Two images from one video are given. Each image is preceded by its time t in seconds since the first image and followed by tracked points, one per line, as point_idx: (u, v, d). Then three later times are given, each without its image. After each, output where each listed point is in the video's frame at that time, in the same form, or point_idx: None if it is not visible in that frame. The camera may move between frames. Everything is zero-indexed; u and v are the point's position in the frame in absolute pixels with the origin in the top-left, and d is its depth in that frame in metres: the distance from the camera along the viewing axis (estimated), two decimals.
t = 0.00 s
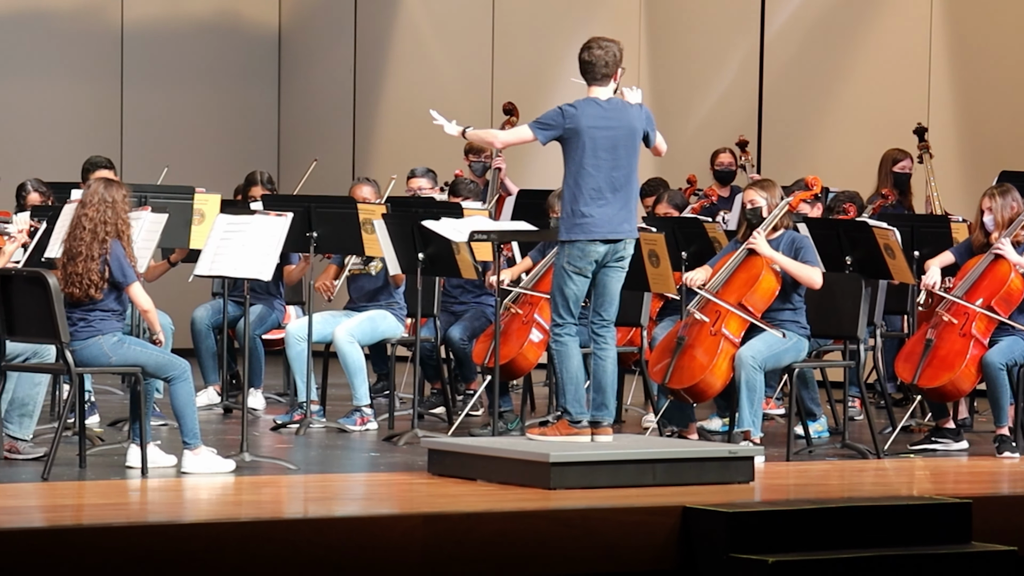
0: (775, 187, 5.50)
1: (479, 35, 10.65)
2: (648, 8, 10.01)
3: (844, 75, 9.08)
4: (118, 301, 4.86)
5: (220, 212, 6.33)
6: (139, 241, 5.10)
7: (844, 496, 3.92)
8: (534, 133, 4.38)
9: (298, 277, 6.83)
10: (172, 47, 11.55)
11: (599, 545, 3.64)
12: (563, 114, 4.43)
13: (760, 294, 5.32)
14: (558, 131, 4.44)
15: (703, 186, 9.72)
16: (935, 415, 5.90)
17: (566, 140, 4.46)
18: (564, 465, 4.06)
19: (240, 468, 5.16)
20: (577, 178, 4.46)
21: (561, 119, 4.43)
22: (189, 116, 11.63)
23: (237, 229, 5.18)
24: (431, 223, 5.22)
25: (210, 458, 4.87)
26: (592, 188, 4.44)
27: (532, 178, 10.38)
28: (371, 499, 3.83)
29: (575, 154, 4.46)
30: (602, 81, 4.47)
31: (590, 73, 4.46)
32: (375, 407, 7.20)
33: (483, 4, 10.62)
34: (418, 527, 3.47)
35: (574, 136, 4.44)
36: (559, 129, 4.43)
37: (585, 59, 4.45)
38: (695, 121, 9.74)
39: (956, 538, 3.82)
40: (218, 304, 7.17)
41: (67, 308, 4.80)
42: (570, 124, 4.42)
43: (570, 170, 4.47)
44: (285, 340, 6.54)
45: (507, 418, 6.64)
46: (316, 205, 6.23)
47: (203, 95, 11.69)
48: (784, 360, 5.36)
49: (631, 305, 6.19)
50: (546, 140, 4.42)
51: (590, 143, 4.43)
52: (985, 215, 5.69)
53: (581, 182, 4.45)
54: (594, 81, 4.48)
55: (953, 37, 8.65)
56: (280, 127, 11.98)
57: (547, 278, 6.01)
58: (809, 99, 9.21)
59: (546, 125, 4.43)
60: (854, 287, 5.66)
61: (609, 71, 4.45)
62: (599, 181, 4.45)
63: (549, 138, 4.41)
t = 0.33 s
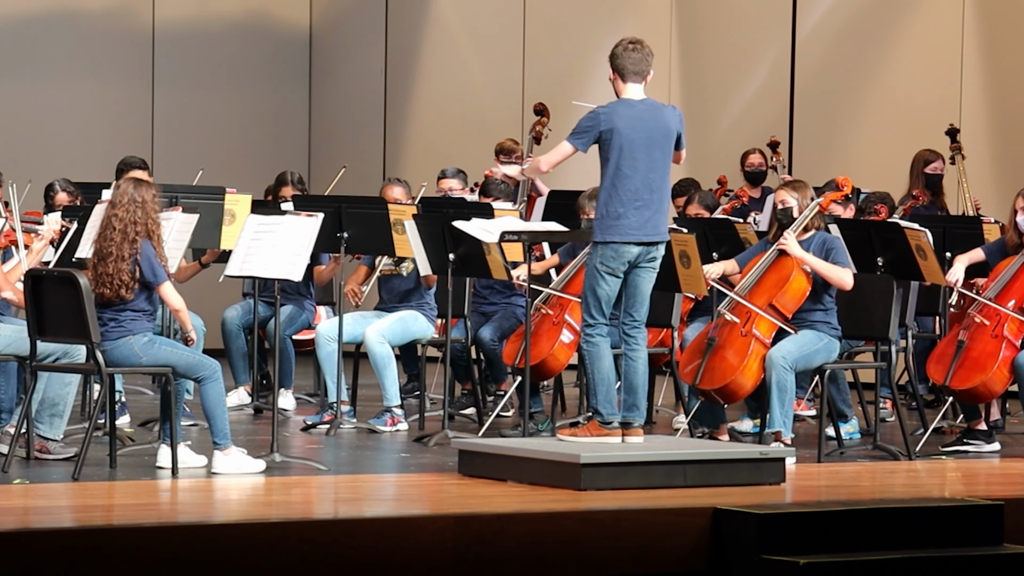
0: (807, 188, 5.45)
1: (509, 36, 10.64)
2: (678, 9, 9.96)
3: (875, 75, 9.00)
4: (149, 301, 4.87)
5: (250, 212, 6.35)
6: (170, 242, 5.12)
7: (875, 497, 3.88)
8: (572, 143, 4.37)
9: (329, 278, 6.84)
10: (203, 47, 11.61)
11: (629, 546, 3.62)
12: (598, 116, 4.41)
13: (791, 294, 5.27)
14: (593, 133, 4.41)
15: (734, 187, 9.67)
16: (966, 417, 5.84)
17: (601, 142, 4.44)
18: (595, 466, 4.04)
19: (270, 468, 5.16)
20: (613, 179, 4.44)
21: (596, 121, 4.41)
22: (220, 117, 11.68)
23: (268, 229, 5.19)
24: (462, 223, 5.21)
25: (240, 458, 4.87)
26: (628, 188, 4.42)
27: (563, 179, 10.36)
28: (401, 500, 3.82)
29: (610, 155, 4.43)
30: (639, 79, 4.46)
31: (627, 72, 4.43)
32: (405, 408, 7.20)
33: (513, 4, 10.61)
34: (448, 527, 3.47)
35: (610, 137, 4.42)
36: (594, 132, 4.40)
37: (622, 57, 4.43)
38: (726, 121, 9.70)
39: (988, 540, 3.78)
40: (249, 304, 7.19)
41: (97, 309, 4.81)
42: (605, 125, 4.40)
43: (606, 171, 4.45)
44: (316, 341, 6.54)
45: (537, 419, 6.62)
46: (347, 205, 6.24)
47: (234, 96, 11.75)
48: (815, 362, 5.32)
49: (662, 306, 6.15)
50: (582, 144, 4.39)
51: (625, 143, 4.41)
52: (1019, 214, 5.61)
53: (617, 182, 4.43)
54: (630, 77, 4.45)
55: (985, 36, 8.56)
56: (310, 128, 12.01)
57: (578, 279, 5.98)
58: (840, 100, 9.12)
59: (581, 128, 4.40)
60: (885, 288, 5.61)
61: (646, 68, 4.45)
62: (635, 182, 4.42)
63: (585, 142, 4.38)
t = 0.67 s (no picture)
0: (837, 188, 5.42)
1: (538, 36, 10.62)
2: (709, 9, 9.91)
3: (906, 75, 8.91)
4: (177, 301, 4.88)
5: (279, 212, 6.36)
6: (199, 242, 5.13)
7: (905, 499, 3.84)
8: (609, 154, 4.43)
9: (358, 278, 6.87)
10: (233, 47, 11.66)
11: (659, 548, 3.60)
12: (620, 122, 4.44)
13: (821, 295, 5.21)
14: (618, 139, 4.44)
15: (764, 187, 9.62)
16: (998, 419, 5.79)
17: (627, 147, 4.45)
18: (624, 468, 4.02)
19: (299, 468, 5.16)
20: (640, 181, 4.43)
21: (619, 126, 4.44)
22: (250, 118, 11.73)
23: (296, 230, 5.18)
24: (491, 224, 5.19)
25: (269, 458, 4.87)
26: (655, 188, 4.40)
27: (592, 179, 10.34)
28: (430, 500, 3.82)
29: (636, 158, 4.43)
30: (666, 82, 4.44)
31: (655, 76, 4.41)
32: (434, 408, 7.19)
33: (542, 4, 10.60)
34: (477, 528, 3.45)
35: (633, 141, 4.42)
36: (618, 138, 4.43)
37: (650, 61, 4.40)
38: (757, 121, 9.64)
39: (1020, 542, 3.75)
40: (277, 304, 7.21)
41: (126, 308, 4.83)
42: (627, 130, 4.41)
43: (634, 174, 4.44)
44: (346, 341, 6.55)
45: (566, 420, 6.59)
46: (376, 205, 6.21)
47: (264, 96, 11.79)
48: (845, 362, 5.28)
49: (691, 306, 6.12)
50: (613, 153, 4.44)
51: (648, 144, 4.40)
52: None
53: (644, 184, 4.42)
54: (656, 81, 4.42)
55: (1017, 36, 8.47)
56: (340, 129, 12.05)
57: (607, 280, 5.94)
58: (872, 101, 9.05)
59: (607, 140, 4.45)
60: (916, 289, 5.55)
61: (673, 70, 4.43)
62: (662, 182, 4.41)
63: (614, 150, 4.43)
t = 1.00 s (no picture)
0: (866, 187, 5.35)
1: (565, 34, 10.60)
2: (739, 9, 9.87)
3: (938, 71, 8.82)
4: (204, 301, 4.89)
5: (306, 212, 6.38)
6: (226, 241, 5.17)
7: (935, 500, 3.81)
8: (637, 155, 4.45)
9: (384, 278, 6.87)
10: (260, 46, 11.71)
11: (687, 548, 3.58)
12: (645, 123, 4.43)
13: (850, 295, 5.16)
14: (644, 139, 4.44)
15: (793, 187, 9.57)
16: None
17: (653, 148, 4.44)
18: (652, 468, 3.99)
19: (326, 468, 5.16)
20: (665, 181, 4.41)
21: (645, 127, 4.43)
22: (277, 117, 11.78)
23: (322, 229, 5.18)
24: (518, 223, 5.18)
25: (296, 458, 4.88)
26: (680, 188, 4.39)
27: (620, 178, 10.32)
28: (457, 500, 3.80)
29: (661, 158, 4.41)
30: (692, 83, 4.41)
31: (681, 77, 4.38)
32: (462, 408, 7.19)
33: (569, 3, 10.59)
34: (504, 528, 3.44)
35: (658, 141, 4.41)
36: (643, 139, 4.44)
37: (676, 63, 4.37)
38: (786, 120, 9.59)
39: None
40: (304, 304, 7.22)
41: (153, 308, 4.84)
42: (652, 130, 4.40)
43: (660, 174, 4.43)
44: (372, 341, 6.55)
45: (594, 420, 6.57)
46: (403, 205, 6.24)
47: (292, 95, 11.84)
48: (874, 363, 5.24)
49: (720, 307, 6.08)
50: (640, 154, 4.45)
51: (672, 145, 4.38)
52: None
53: (669, 184, 4.41)
54: (682, 82, 4.40)
55: None
56: (367, 128, 12.07)
57: (634, 280, 5.94)
58: (902, 100, 8.96)
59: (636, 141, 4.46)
60: (945, 289, 5.49)
61: (699, 71, 4.40)
62: (687, 182, 4.39)
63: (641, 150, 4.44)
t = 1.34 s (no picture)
0: (893, 186, 5.31)
1: (590, 32, 10.58)
2: (766, 8, 9.82)
3: (966, 72, 8.70)
4: (229, 300, 4.90)
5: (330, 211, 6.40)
6: (252, 241, 5.19)
7: (963, 500, 3.78)
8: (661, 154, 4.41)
9: (410, 277, 6.88)
10: (286, 45, 11.75)
11: (713, 548, 3.57)
12: (672, 121, 4.40)
13: (879, 296, 5.10)
14: (670, 137, 4.40)
15: (820, 187, 9.52)
16: None
17: (679, 146, 4.40)
18: (678, 468, 3.97)
19: (351, 468, 5.16)
20: (693, 180, 4.38)
21: (672, 124, 4.40)
22: (303, 116, 11.82)
23: (348, 229, 5.19)
24: (543, 223, 5.17)
25: (321, 458, 4.87)
26: (707, 187, 4.37)
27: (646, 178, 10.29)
28: (483, 500, 3.79)
29: (688, 157, 4.39)
30: (720, 82, 4.40)
31: (709, 76, 4.36)
32: (487, 408, 7.18)
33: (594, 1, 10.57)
34: (530, 528, 3.43)
35: (686, 139, 4.38)
36: (670, 136, 4.40)
37: (704, 61, 4.35)
38: (814, 119, 9.54)
39: None
40: (329, 304, 7.23)
41: (179, 307, 4.85)
42: (680, 128, 4.37)
43: (686, 173, 4.40)
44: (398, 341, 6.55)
45: (620, 420, 6.54)
46: (429, 204, 6.23)
47: (318, 95, 11.88)
48: (902, 363, 5.20)
49: (746, 307, 6.06)
50: (665, 153, 4.40)
51: (701, 143, 4.35)
52: None
53: (696, 183, 4.38)
54: (710, 80, 4.38)
55: None
56: (392, 127, 12.09)
57: (661, 280, 5.89)
58: (930, 99, 8.87)
59: (661, 138, 4.41)
60: (973, 289, 5.44)
61: (727, 70, 4.38)
62: (715, 181, 4.37)
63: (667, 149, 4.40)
